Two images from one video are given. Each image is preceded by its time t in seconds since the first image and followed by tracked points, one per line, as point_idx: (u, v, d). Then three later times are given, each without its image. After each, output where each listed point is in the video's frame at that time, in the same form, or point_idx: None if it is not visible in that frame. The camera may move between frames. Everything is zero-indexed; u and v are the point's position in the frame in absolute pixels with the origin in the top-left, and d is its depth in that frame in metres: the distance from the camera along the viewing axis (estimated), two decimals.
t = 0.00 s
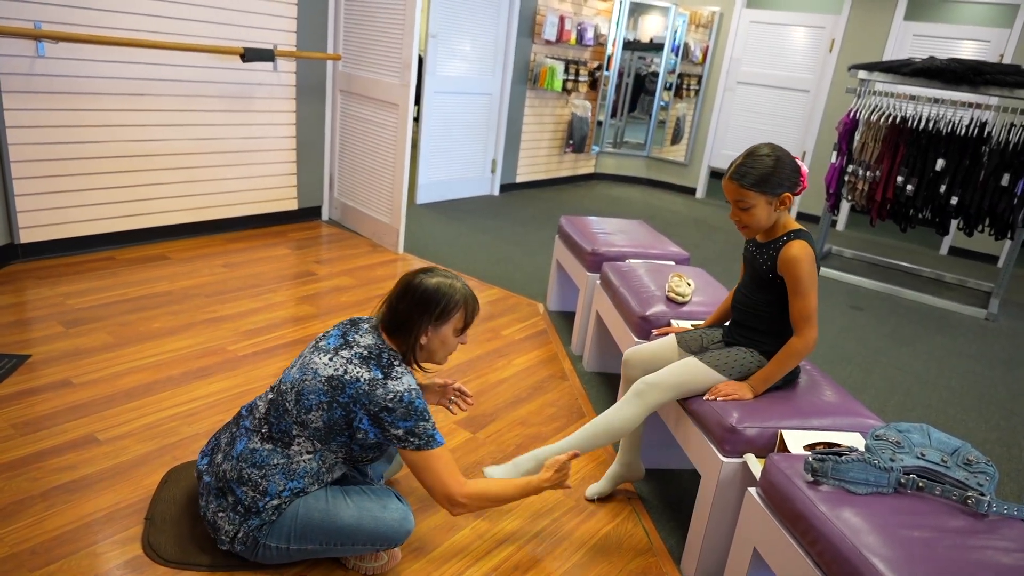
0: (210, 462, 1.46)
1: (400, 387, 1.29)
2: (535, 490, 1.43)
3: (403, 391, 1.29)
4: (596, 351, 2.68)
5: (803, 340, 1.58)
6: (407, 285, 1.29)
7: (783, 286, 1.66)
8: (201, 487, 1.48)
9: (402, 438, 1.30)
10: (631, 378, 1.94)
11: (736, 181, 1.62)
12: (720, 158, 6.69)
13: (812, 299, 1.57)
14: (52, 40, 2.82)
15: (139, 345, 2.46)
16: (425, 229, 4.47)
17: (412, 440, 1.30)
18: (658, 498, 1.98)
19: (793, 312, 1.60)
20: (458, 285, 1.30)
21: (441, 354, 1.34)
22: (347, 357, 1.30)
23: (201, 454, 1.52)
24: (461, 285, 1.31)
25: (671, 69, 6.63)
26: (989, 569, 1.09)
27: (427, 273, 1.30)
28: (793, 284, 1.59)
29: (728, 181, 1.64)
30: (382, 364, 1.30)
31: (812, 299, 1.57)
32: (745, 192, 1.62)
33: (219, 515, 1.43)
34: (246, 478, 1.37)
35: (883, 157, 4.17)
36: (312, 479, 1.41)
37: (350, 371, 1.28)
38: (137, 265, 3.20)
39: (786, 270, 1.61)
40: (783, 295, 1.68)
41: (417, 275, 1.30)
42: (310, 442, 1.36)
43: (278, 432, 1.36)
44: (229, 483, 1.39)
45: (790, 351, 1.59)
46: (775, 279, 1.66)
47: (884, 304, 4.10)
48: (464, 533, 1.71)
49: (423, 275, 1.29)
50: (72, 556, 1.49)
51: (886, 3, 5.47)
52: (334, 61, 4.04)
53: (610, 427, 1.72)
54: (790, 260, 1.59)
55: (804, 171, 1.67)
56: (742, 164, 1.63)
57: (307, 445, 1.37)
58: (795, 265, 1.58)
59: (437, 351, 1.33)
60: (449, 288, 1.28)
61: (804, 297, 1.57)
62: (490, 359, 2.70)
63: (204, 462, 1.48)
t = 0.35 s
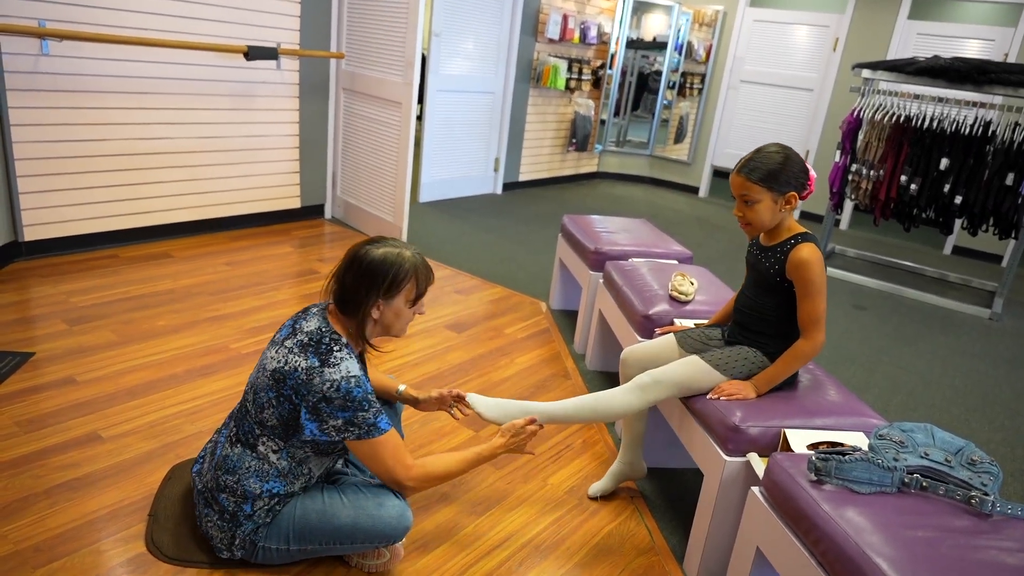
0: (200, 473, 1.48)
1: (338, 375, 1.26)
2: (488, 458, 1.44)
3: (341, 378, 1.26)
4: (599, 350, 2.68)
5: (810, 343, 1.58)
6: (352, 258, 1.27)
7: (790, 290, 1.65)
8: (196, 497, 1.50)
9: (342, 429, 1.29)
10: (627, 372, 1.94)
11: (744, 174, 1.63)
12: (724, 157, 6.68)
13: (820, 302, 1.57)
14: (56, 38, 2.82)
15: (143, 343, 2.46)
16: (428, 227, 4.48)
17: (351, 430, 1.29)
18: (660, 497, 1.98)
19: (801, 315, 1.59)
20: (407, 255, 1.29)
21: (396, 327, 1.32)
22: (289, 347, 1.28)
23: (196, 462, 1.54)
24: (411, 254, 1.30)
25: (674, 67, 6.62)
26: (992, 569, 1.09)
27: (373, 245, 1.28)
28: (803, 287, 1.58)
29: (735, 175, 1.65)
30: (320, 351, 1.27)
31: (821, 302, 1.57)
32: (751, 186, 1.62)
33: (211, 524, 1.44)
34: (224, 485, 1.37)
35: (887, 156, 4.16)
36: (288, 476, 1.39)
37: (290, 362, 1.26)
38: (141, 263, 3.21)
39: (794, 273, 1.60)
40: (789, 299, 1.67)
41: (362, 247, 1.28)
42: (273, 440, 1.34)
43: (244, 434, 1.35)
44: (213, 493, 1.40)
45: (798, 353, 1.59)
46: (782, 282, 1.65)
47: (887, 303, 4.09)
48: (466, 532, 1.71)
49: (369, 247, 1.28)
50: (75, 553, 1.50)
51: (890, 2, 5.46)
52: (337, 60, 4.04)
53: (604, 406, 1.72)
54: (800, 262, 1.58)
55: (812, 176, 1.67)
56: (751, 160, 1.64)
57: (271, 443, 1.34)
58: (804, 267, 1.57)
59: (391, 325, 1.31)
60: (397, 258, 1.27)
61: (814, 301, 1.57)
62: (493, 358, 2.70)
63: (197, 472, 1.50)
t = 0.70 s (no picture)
0: (191, 472, 1.48)
1: (324, 380, 1.25)
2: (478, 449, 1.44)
3: (328, 384, 1.26)
4: (593, 350, 2.68)
5: (803, 344, 1.59)
6: (346, 255, 1.27)
7: (786, 291, 1.66)
8: (188, 496, 1.50)
9: (328, 432, 1.29)
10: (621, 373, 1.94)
11: (744, 176, 1.64)
12: (718, 158, 6.70)
13: (815, 304, 1.58)
14: (50, 36, 2.81)
15: (136, 341, 2.46)
16: (423, 227, 4.47)
17: (338, 433, 1.29)
18: (653, 496, 1.99)
19: (796, 316, 1.60)
20: (402, 256, 1.29)
21: (383, 327, 1.32)
22: (276, 348, 1.28)
23: (189, 461, 1.54)
24: (406, 255, 1.29)
25: (670, 68, 6.63)
26: (982, 568, 1.10)
27: (368, 243, 1.28)
28: (799, 289, 1.59)
29: (736, 176, 1.66)
30: (307, 354, 1.26)
31: (816, 304, 1.58)
32: (751, 188, 1.63)
33: (203, 523, 1.44)
34: (215, 485, 1.37)
35: (880, 158, 4.19)
36: (278, 474, 1.39)
37: (276, 364, 1.26)
38: (135, 262, 3.20)
39: (791, 274, 1.61)
40: (784, 300, 1.67)
41: (357, 244, 1.27)
42: (262, 440, 1.34)
43: (233, 434, 1.36)
44: (204, 492, 1.40)
45: (791, 354, 1.60)
46: (778, 283, 1.66)
47: (880, 304, 4.12)
48: (460, 531, 1.72)
49: (366, 244, 1.27)
50: (68, 550, 1.49)
51: (885, 5, 5.48)
52: (333, 59, 4.04)
53: (596, 412, 1.72)
54: (797, 264, 1.59)
55: (812, 177, 1.68)
56: (752, 160, 1.65)
57: (260, 443, 1.35)
58: (801, 269, 1.58)
59: (378, 325, 1.31)
60: (392, 258, 1.27)
61: (809, 302, 1.58)
62: (487, 357, 2.70)
63: (188, 470, 1.50)
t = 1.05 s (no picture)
0: (188, 472, 1.48)
1: (316, 348, 1.27)
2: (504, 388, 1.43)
3: (321, 350, 1.27)
4: (592, 349, 2.68)
5: (800, 343, 1.59)
6: (323, 236, 1.29)
7: (783, 290, 1.66)
8: (186, 494, 1.51)
9: (337, 394, 1.30)
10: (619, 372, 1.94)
11: (736, 175, 1.64)
12: (718, 158, 6.70)
13: (813, 302, 1.57)
14: (48, 34, 2.81)
15: (135, 340, 2.45)
16: (422, 226, 4.47)
17: (348, 390, 1.29)
18: (652, 495, 1.99)
19: (793, 315, 1.60)
20: (378, 236, 1.30)
21: (362, 307, 1.34)
22: (263, 332, 1.30)
23: (185, 461, 1.54)
24: (382, 236, 1.31)
25: (669, 68, 6.63)
26: (980, 567, 1.10)
27: (345, 224, 1.30)
28: (796, 287, 1.59)
29: (728, 174, 1.66)
30: (295, 331, 1.28)
31: (813, 302, 1.58)
32: (743, 186, 1.63)
33: (200, 521, 1.44)
34: (212, 481, 1.37)
35: (879, 157, 4.19)
36: (275, 463, 1.39)
37: (265, 346, 1.28)
38: (133, 261, 3.19)
39: (788, 272, 1.61)
40: (782, 299, 1.68)
41: (334, 225, 1.29)
42: (258, 428, 1.35)
43: (229, 426, 1.37)
44: (201, 489, 1.40)
45: (788, 353, 1.60)
46: (775, 282, 1.66)
47: (879, 304, 4.12)
48: (459, 529, 1.71)
49: (342, 225, 1.29)
50: (66, 549, 1.49)
51: (884, 5, 5.48)
52: (332, 58, 4.04)
53: (597, 407, 1.69)
54: (794, 263, 1.59)
55: (806, 174, 1.67)
56: (744, 159, 1.65)
57: (256, 431, 1.35)
58: (798, 267, 1.58)
59: (357, 304, 1.33)
60: (368, 238, 1.28)
61: (805, 301, 1.57)
62: (486, 356, 2.70)
63: (185, 470, 1.50)
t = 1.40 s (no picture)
0: (187, 473, 1.48)
1: (312, 337, 1.27)
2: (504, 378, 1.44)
3: (317, 338, 1.27)
4: (593, 349, 2.68)
5: (801, 342, 1.59)
6: (313, 230, 1.29)
7: (786, 289, 1.66)
8: (186, 494, 1.51)
9: (337, 378, 1.30)
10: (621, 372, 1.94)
11: (740, 173, 1.64)
12: (719, 158, 6.70)
13: (815, 301, 1.58)
14: (50, 34, 2.81)
15: (137, 340, 2.45)
16: (423, 226, 4.47)
17: (348, 373, 1.30)
18: (653, 495, 1.99)
19: (795, 314, 1.60)
20: (368, 228, 1.31)
21: (355, 299, 1.34)
22: (258, 326, 1.30)
23: (186, 463, 1.54)
24: (372, 227, 1.31)
25: (671, 67, 6.62)
26: (982, 567, 1.10)
27: (334, 217, 1.30)
28: (799, 286, 1.59)
29: (732, 172, 1.66)
30: (290, 323, 1.28)
31: (815, 301, 1.58)
32: (747, 183, 1.63)
33: (201, 522, 1.45)
34: (211, 479, 1.37)
35: (881, 157, 4.19)
36: (274, 459, 1.39)
37: (261, 339, 1.28)
38: (135, 261, 3.20)
39: (791, 271, 1.61)
40: (785, 299, 1.67)
41: (324, 219, 1.30)
42: (256, 423, 1.34)
43: (227, 424, 1.37)
44: (200, 489, 1.40)
45: (790, 352, 1.60)
46: (778, 281, 1.66)
47: (881, 304, 4.11)
48: (460, 529, 1.72)
49: (331, 218, 1.30)
50: (68, 549, 1.49)
51: (886, 4, 5.48)
52: (333, 58, 4.04)
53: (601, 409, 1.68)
54: (797, 262, 1.59)
55: (810, 173, 1.67)
56: (748, 157, 1.65)
57: (254, 427, 1.35)
58: (801, 266, 1.58)
59: (350, 296, 1.33)
60: (358, 230, 1.28)
61: (808, 300, 1.58)
62: (487, 356, 2.70)
63: (185, 470, 1.50)
